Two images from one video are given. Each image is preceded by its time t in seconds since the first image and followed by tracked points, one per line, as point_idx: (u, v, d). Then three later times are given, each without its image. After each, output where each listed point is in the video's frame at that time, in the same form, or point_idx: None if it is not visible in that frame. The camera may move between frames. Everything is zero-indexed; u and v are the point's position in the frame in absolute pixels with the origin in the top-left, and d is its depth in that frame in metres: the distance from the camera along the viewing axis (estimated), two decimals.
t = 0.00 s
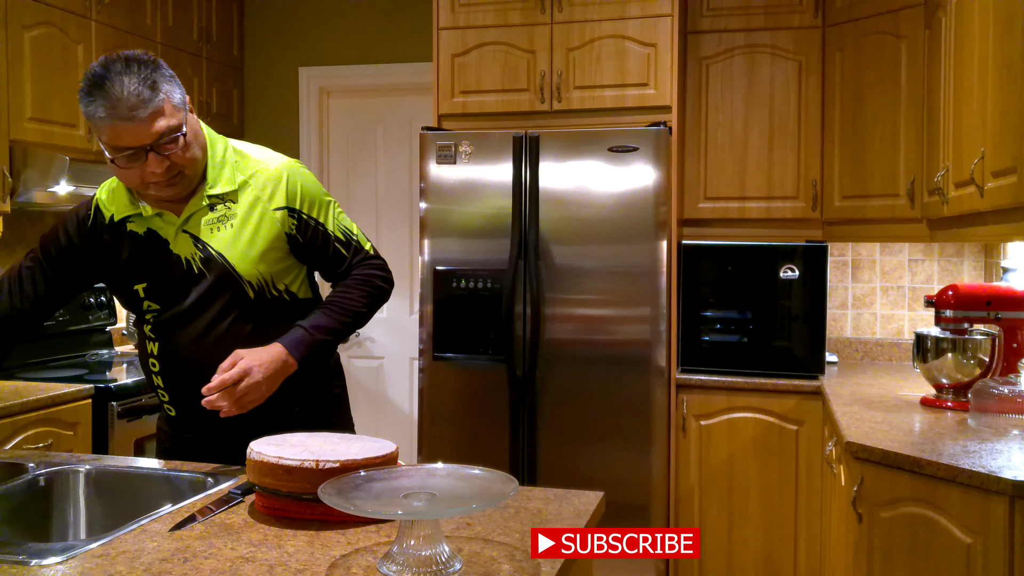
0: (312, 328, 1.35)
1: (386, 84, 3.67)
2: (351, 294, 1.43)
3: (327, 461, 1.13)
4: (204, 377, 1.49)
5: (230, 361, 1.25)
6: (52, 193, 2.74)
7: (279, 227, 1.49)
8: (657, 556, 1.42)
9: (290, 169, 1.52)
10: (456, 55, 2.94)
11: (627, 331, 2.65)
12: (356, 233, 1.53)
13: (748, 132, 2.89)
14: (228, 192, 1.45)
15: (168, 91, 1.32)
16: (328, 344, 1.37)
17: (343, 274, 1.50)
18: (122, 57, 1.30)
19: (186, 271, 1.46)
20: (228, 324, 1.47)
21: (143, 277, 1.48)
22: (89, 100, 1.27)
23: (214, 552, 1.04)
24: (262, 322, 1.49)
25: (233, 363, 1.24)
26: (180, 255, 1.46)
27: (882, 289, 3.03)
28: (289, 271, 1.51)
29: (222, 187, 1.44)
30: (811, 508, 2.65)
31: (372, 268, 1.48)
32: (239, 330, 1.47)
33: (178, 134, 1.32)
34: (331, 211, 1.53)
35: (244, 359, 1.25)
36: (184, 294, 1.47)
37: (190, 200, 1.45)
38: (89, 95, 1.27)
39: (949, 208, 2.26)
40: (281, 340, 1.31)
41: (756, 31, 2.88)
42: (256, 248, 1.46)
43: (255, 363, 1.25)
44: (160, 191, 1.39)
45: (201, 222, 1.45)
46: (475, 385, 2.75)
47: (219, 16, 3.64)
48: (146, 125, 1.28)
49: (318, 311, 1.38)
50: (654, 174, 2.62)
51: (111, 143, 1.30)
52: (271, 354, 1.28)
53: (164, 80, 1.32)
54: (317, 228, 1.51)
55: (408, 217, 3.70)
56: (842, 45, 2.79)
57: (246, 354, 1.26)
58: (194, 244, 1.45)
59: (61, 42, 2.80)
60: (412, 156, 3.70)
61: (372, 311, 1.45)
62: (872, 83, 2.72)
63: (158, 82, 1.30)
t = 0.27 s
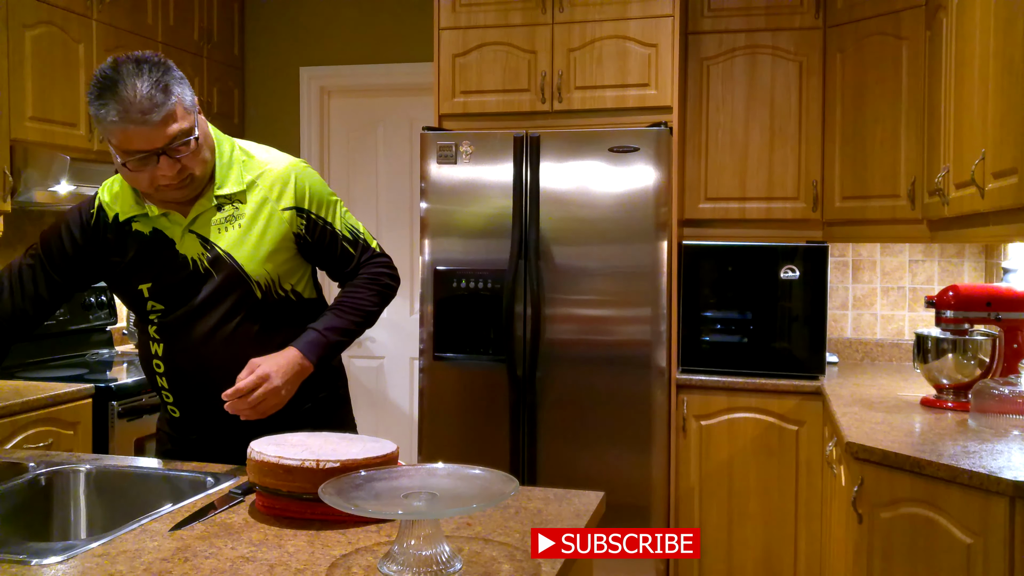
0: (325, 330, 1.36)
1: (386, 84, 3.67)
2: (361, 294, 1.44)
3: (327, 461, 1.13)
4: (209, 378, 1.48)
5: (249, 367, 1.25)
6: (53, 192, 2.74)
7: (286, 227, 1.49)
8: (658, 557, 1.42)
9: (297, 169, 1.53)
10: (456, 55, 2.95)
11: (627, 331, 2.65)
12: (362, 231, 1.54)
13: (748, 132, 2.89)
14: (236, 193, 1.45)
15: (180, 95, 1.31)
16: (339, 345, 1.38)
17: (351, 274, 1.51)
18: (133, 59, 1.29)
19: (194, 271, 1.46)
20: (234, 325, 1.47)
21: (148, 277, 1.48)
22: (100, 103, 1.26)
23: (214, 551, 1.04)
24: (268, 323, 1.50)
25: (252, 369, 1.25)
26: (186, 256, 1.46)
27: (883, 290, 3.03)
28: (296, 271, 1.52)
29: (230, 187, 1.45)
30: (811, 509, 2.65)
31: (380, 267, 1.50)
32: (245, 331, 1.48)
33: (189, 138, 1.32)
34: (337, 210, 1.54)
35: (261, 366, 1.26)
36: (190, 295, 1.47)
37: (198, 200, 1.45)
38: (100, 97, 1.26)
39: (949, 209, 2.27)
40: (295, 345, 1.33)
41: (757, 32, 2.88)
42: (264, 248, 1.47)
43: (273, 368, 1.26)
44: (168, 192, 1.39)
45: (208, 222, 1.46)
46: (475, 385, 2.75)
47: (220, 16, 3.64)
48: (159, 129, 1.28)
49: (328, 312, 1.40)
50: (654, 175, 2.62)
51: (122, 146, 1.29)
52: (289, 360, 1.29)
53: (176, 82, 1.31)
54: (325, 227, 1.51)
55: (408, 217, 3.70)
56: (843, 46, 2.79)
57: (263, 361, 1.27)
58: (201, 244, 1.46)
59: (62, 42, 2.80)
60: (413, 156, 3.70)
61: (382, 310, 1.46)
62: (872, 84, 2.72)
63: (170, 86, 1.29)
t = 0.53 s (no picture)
0: (325, 331, 1.36)
1: (385, 82, 3.66)
2: (360, 294, 1.45)
3: (325, 457, 1.13)
4: (207, 377, 1.48)
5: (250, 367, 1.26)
6: (52, 189, 2.72)
7: (287, 227, 1.50)
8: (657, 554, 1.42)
9: (298, 169, 1.53)
10: (456, 53, 2.94)
11: (626, 328, 2.65)
12: (362, 231, 1.55)
13: (747, 130, 2.89)
14: (237, 191, 1.46)
15: (180, 93, 1.31)
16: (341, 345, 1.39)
17: (352, 273, 1.52)
18: (134, 56, 1.29)
19: (193, 270, 1.46)
20: (234, 324, 1.47)
21: (146, 274, 1.48)
22: (99, 99, 1.26)
23: (212, 547, 1.04)
24: (267, 322, 1.50)
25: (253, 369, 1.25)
26: (186, 254, 1.46)
27: (881, 287, 3.03)
28: (296, 271, 1.53)
29: (231, 186, 1.46)
30: (810, 506, 2.66)
31: (380, 267, 1.51)
32: (245, 330, 1.48)
33: (189, 137, 1.32)
34: (338, 209, 1.55)
35: (262, 367, 1.26)
36: (189, 293, 1.47)
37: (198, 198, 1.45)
38: (100, 94, 1.26)
39: (948, 206, 2.27)
40: (296, 345, 1.33)
41: (756, 29, 2.88)
42: (264, 246, 1.47)
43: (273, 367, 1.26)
44: (167, 190, 1.39)
45: (209, 221, 1.46)
46: (475, 382, 2.75)
47: (219, 14, 3.64)
48: (158, 127, 1.28)
49: (328, 313, 1.40)
50: (653, 172, 2.62)
51: (121, 143, 1.29)
52: (288, 360, 1.29)
53: (177, 80, 1.31)
54: (325, 226, 1.52)
55: (408, 214, 3.69)
56: (842, 43, 2.79)
57: (263, 362, 1.27)
58: (201, 243, 1.46)
59: (60, 39, 2.80)
60: (412, 154, 3.70)
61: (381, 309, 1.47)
62: (871, 82, 2.72)
63: (170, 83, 1.29)
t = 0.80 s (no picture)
0: (331, 327, 1.37)
1: (385, 81, 3.66)
2: (364, 290, 1.46)
3: (326, 457, 1.13)
4: (207, 377, 1.48)
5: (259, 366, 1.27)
6: (51, 189, 2.70)
7: (288, 226, 1.50)
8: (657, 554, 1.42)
9: (297, 168, 1.54)
10: (455, 52, 2.94)
11: (626, 327, 2.65)
12: (363, 228, 1.56)
13: (747, 129, 2.89)
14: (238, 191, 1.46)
15: (173, 94, 1.30)
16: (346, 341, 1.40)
17: (354, 270, 1.53)
18: (127, 58, 1.29)
19: (194, 271, 1.46)
20: (232, 327, 1.47)
21: (146, 275, 1.47)
22: (92, 101, 1.26)
23: (212, 548, 1.04)
24: (268, 322, 1.49)
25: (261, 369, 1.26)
26: (186, 255, 1.46)
27: (882, 286, 3.03)
28: (296, 271, 1.53)
29: (231, 185, 1.45)
30: (810, 505, 2.66)
31: (382, 263, 1.52)
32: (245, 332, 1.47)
33: (182, 138, 1.31)
34: (338, 208, 1.56)
35: (269, 365, 1.27)
36: (189, 294, 1.46)
37: (198, 198, 1.44)
38: (93, 96, 1.26)
39: (948, 205, 2.27)
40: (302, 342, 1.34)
41: (756, 27, 2.87)
42: (266, 246, 1.47)
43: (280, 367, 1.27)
44: (163, 192, 1.39)
45: (209, 221, 1.45)
46: (475, 381, 2.75)
47: (219, 13, 3.64)
48: (150, 128, 1.27)
49: (332, 311, 1.41)
50: (653, 171, 2.62)
51: (115, 145, 1.29)
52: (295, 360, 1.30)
53: (170, 81, 1.31)
54: (326, 224, 1.53)
55: (407, 213, 3.69)
56: (842, 42, 2.79)
57: (271, 362, 1.29)
58: (201, 243, 1.45)
59: (59, 39, 2.80)
60: (412, 153, 3.70)
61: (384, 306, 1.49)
62: (871, 80, 2.72)
63: (163, 84, 1.29)
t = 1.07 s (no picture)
0: (359, 326, 1.39)
1: (384, 78, 3.66)
2: (387, 286, 1.48)
3: (325, 453, 1.13)
4: (212, 375, 1.47)
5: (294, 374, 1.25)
6: (51, 185, 2.71)
7: (303, 228, 1.51)
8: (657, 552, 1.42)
9: (313, 169, 1.54)
10: (455, 48, 2.94)
11: (625, 324, 2.65)
12: (381, 224, 1.59)
13: (747, 125, 2.89)
14: (252, 192, 1.46)
15: (179, 97, 1.31)
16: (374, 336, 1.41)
17: (377, 265, 1.56)
18: (134, 61, 1.30)
19: (204, 269, 1.46)
20: (240, 326, 1.46)
21: (157, 271, 1.48)
22: (99, 104, 1.27)
23: (212, 544, 1.04)
24: (277, 323, 1.48)
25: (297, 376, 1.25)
26: (196, 253, 1.46)
27: (881, 283, 3.03)
28: (308, 273, 1.52)
29: (246, 186, 1.46)
30: (810, 502, 2.66)
31: (403, 257, 1.55)
32: (253, 331, 1.47)
33: (188, 141, 1.32)
34: (355, 205, 1.57)
35: (307, 372, 1.26)
36: (200, 291, 1.47)
37: (210, 197, 1.45)
38: (101, 99, 1.27)
39: (948, 202, 2.26)
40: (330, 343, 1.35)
41: (756, 24, 2.87)
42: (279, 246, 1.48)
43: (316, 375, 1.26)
44: (173, 192, 1.39)
45: (221, 220, 1.46)
46: (475, 378, 2.75)
47: (218, 10, 3.63)
48: (155, 132, 1.28)
49: (359, 310, 1.42)
50: (653, 168, 2.62)
51: (123, 148, 1.30)
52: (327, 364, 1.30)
53: (176, 84, 1.31)
54: (342, 222, 1.54)
55: (407, 210, 3.69)
56: (842, 39, 2.79)
57: (306, 367, 1.27)
58: (212, 242, 1.45)
59: (58, 35, 2.79)
60: (411, 150, 3.69)
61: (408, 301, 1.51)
62: (871, 77, 2.72)
63: (168, 87, 1.29)
